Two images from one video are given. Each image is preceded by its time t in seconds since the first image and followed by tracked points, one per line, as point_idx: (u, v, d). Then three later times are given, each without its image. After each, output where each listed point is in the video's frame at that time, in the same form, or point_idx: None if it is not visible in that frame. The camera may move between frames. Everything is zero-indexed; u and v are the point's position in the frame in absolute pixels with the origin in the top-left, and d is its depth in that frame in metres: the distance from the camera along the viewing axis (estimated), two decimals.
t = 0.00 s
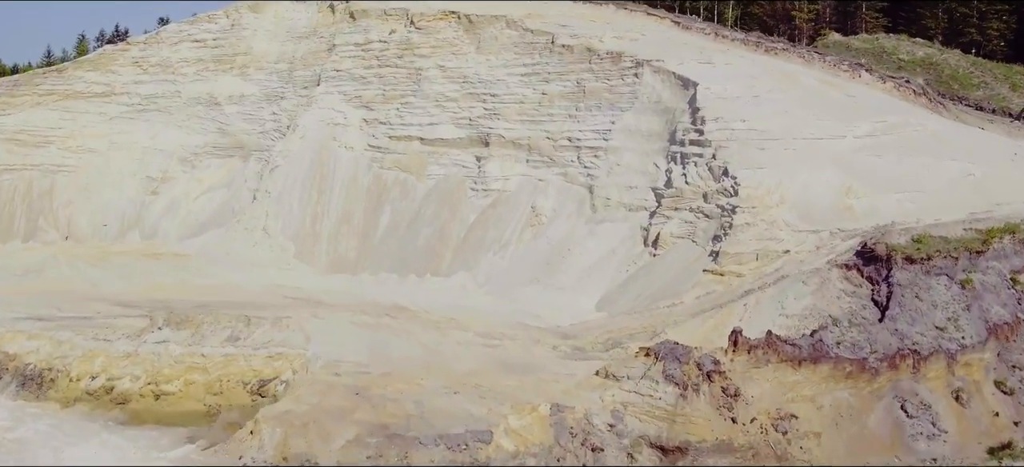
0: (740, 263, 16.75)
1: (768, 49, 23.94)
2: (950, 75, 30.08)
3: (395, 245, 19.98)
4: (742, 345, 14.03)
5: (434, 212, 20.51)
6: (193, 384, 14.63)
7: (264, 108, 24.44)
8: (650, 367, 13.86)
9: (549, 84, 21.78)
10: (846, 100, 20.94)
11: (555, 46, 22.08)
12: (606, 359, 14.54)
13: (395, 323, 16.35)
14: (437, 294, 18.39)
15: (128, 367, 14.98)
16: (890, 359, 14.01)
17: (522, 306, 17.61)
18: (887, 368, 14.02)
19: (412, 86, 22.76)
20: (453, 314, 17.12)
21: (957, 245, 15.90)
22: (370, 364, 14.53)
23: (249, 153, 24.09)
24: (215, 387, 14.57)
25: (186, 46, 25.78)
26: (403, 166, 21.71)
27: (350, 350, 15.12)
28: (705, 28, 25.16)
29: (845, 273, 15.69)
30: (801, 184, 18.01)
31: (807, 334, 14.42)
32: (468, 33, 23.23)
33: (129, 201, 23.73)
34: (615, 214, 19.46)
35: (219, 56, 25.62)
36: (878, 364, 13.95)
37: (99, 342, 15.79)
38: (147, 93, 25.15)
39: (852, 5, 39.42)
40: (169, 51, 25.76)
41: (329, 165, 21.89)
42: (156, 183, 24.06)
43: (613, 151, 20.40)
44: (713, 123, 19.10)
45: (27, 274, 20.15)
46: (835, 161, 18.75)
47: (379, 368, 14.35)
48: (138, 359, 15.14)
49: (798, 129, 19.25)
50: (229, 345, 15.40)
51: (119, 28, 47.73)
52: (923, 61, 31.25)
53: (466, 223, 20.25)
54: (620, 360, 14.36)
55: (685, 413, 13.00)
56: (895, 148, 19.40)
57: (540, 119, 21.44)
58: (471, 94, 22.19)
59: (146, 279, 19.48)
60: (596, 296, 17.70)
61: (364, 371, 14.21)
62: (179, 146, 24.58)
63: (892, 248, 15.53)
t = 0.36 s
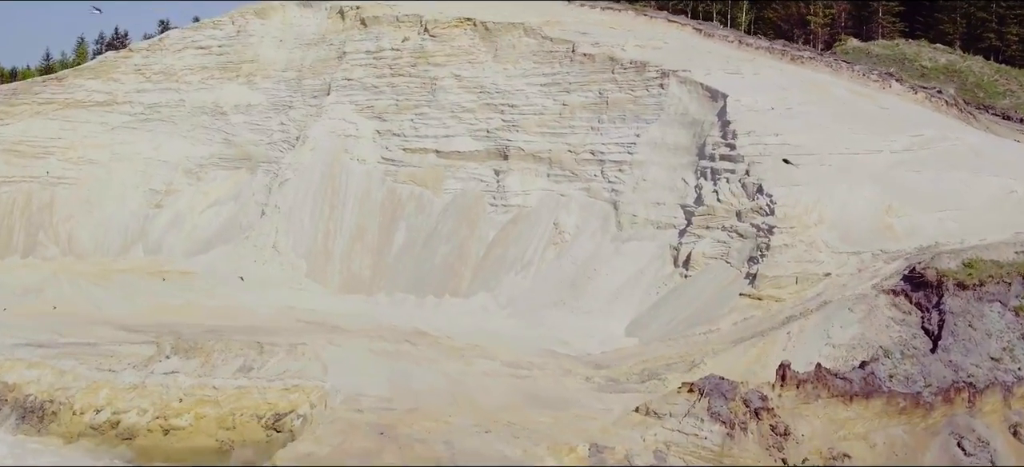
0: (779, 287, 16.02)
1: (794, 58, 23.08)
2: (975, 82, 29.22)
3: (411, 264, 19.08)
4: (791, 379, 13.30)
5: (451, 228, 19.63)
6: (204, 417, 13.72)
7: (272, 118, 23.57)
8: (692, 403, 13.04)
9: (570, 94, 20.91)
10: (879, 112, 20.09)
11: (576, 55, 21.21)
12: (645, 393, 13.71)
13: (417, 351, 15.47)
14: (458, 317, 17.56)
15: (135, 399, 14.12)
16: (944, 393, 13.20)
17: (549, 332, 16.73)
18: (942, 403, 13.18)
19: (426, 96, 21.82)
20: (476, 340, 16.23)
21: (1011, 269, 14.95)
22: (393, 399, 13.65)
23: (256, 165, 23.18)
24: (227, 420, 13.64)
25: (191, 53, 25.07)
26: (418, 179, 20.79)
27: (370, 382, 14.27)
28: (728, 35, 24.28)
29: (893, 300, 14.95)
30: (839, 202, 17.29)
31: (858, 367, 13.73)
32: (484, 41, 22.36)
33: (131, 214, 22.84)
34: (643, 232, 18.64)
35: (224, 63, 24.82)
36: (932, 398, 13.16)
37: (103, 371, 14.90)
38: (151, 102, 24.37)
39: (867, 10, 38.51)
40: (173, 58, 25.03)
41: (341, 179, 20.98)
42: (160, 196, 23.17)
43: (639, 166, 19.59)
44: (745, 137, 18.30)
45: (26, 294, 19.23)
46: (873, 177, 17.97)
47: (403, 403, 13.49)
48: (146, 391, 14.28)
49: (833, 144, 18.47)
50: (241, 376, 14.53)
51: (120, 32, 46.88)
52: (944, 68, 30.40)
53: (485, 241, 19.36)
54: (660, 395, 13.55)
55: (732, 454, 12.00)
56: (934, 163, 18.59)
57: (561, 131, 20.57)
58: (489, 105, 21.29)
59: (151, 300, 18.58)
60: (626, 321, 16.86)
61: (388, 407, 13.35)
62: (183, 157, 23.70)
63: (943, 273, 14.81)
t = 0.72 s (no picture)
0: (824, 312, 15.29)
1: (824, 67, 22.27)
2: (1003, 89, 28.29)
3: (432, 284, 18.26)
4: (848, 416, 12.62)
5: (473, 246, 18.81)
6: (219, 455, 12.35)
7: (282, 127, 22.72)
8: (746, 443, 12.18)
9: (594, 105, 20.08)
10: (918, 124, 19.27)
11: (600, 64, 20.40)
12: (690, 429, 12.86)
13: (443, 380, 14.63)
14: (483, 341, 16.72)
15: (146, 435, 12.92)
16: (1007, 429, 12.72)
17: (580, 358, 15.93)
18: (1004, 440, 12.67)
19: (444, 106, 20.95)
20: (504, 368, 15.41)
21: None
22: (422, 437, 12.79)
23: (266, 177, 22.31)
24: (244, 458, 12.26)
25: (197, 60, 24.20)
26: (436, 193, 19.92)
27: (397, 416, 13.39)
28: (754, 42, 23.44)
29: (948, 329, 14.16)
30: (884, 220, 16.47)
31: (919, 402, 13.00)
32: (504, 49, 21.40)
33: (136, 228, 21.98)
34: (675, 250, 17.85)
35: (232, 70, 23.98)
36: (996, 435, 12.61)
37: (110, 403, 14.03)
38: (156, 110, 23.52)
39: (884, 13, 37.57)
40: (178, 64, 24.14)
41: (355, 193, 20.09)
42: (166, 209, 22.31)
43: (668, 181, 18.78)
44: (781, 152, 17.48)
45: (28, 315, 18.35)
46: (916, 194, 17.19)
47: (433, 442, 12.65)
48: (158, 426, 13.18)
49: (874, 158, 17.65)
50: (257, 409, 13.64)
51: (120, 33, 45.90)
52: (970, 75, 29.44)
53: (508, 258, 18.54)
54: (708, 434, 12.66)
55: None
56: (979, 179, 17.76)
57: (586, 143, 19.75)
58: (509, 116, 20.45)
59: (159, 322, 17.74)
60: (660, 346, 16.04)
61: (418, 446, 12.50)
62: (190, 169, 22.83)
63: (1001, 300, 14.14)
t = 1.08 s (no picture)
0: (877, 340, 14.51)
1: (858, 75, 21.44)
2: None
3: (456, 305, 17.39)
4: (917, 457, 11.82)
5: (498, 264, 17.96)
6: None
7: (294, 138, 21.84)
8: None
9: (623, 116, 19.24)
10: (962, 138, 18.45)
11: (629, 73, 19.54)
12: None
13: (475, 413, 13.74)
14: (514, 367, 15.90)
15: None
16: None
17: (617, 387, 15.10)
18: None
19: (465, 116, 20.07)
20: (539, 399, 14.63)
21: None
22: None
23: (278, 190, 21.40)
24: None
25: (205, 66, 23.33)
26: (458, 207, 19.03)
27: (429, 452, 12.44)
28: (783, 49, 22.61)
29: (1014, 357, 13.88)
30: (935, 241, 15.73)
31: (988, 442, 12.22)
32: (527, 56, 20.55)
33: (144, 243, 21.12)
34: (712, 271, 17.04)
35: (242, 78, 23.10)
36: None
37: (122, 437, 13.17)
38: (162, 119, 22.63)
39: (904, 17, 36.74)
40: (185, 71, 23.25)
41: (373, 207, 19.20)
42: (174, 222, 21.44)
43: (703, 196, 17.97)
44: (825, 167, 16.63)
45: (32, 338, 17.46)
46: (966, 212, 16.41)
47: None
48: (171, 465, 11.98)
49: (921, 174, 16.82)
50: (281, 446, 12.75)
51: (120, 36, 44.96)
52: (999, 81, 28.47)
53: (536, 277, 17.66)
54: None
55: None
56: None
57: (615, 156, 18.90)
58: (534, 127, 19.59)
59: (170, 344, 16.87)
60: (701, 374, 15.30)
61: None
62: (198, 181, 21.95)
63: None
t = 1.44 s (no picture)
0: (937, 370, 13.77)
1: (895, 84, 20.60)
2: None
3: (485, 328, 16.55)
4: None
5: (527, 285, 17.10)
6: None
7: (309, 148, 20.95)
8: None
9: (656, 127, 18.39)
10: (1012, 151, 17.65)
11: (662, 82, 18.69)
12: None
13: (514, 449, 12.87)
14: (548, 396, 15.09)
15: None
16: None
17: (661, 419, 14.32)
18: None
19: (490, 126, 19.18)
20: (580, 433, 13.76)
21: None
22: None
23: (293, 203, 20.50)
24: None
25: (215, 73, 22.45)
26: (484, 223, 18.17)
27: None
28: (817, 57, 21.77)
29: None
30: (993, 262, 15.06)
31: None
32: (554, 64, 19.65)
33: (153, 258, 20.22)
34: (755, 292, 16.23)
35: (253, 85, 22.22)
36: None
37: None
38: (171, 128, 21.78)
39: (925, 21, 35.90)
40: (194, 78, 22.37)
41: (394, 223, 18.31)
42: (184, 236, 20.53)
43: (743, 213, 17.15)
44: (874, 184, 15.78)
45: (37, 362, 16.52)
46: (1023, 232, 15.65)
47: None
48: None
49: (975, 190, 15.99)
50: None
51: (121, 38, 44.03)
52: None
53: (568, 299, 16.83)
54: None
55: None
56: None
57: (649, 170, 18.06)
58: (562, 139, 18.72)
59: (184, 370, 16.00)
60: (750, 406, 14.53)
61: None
62: (209, 193, 21.07)
63: None
